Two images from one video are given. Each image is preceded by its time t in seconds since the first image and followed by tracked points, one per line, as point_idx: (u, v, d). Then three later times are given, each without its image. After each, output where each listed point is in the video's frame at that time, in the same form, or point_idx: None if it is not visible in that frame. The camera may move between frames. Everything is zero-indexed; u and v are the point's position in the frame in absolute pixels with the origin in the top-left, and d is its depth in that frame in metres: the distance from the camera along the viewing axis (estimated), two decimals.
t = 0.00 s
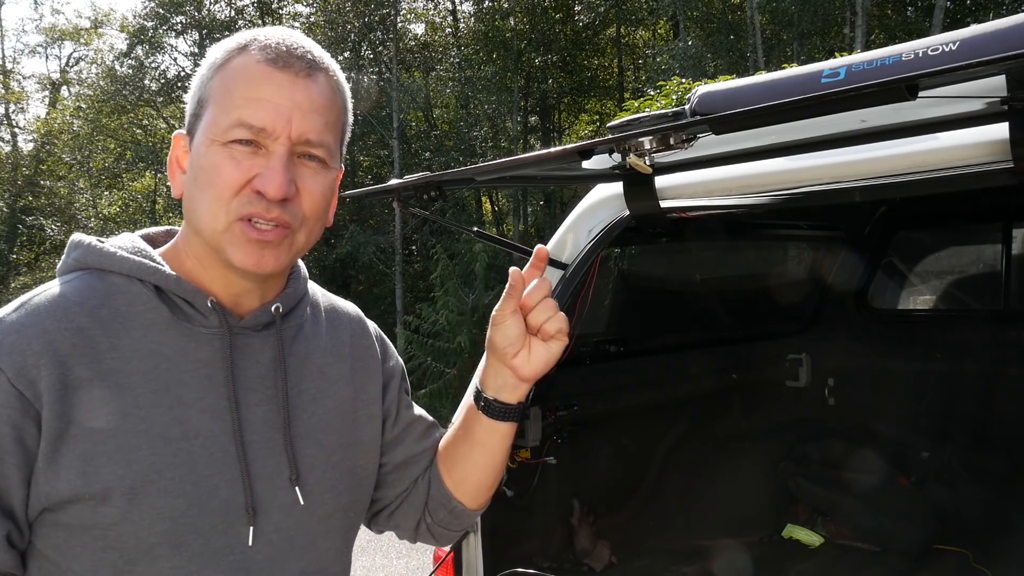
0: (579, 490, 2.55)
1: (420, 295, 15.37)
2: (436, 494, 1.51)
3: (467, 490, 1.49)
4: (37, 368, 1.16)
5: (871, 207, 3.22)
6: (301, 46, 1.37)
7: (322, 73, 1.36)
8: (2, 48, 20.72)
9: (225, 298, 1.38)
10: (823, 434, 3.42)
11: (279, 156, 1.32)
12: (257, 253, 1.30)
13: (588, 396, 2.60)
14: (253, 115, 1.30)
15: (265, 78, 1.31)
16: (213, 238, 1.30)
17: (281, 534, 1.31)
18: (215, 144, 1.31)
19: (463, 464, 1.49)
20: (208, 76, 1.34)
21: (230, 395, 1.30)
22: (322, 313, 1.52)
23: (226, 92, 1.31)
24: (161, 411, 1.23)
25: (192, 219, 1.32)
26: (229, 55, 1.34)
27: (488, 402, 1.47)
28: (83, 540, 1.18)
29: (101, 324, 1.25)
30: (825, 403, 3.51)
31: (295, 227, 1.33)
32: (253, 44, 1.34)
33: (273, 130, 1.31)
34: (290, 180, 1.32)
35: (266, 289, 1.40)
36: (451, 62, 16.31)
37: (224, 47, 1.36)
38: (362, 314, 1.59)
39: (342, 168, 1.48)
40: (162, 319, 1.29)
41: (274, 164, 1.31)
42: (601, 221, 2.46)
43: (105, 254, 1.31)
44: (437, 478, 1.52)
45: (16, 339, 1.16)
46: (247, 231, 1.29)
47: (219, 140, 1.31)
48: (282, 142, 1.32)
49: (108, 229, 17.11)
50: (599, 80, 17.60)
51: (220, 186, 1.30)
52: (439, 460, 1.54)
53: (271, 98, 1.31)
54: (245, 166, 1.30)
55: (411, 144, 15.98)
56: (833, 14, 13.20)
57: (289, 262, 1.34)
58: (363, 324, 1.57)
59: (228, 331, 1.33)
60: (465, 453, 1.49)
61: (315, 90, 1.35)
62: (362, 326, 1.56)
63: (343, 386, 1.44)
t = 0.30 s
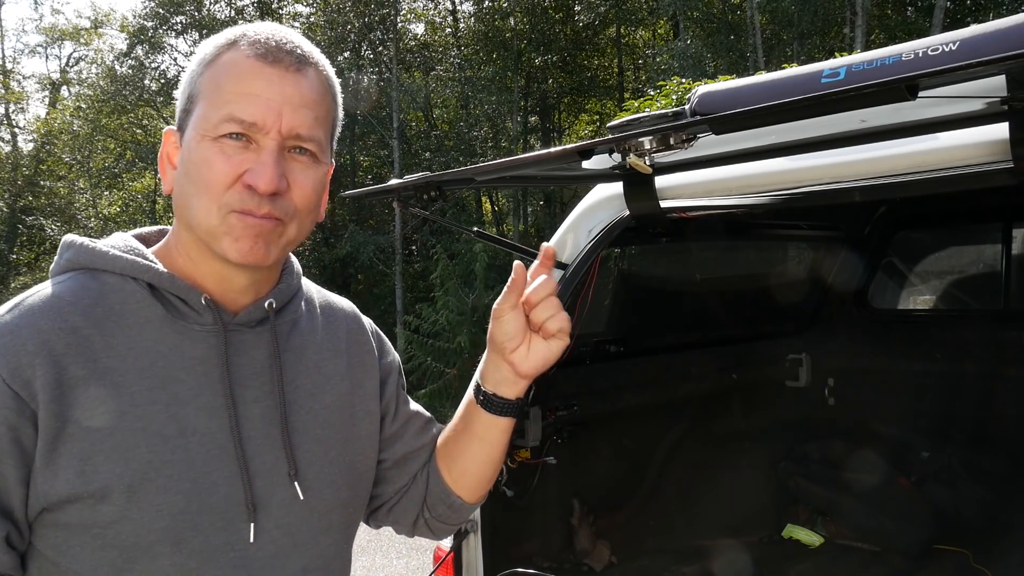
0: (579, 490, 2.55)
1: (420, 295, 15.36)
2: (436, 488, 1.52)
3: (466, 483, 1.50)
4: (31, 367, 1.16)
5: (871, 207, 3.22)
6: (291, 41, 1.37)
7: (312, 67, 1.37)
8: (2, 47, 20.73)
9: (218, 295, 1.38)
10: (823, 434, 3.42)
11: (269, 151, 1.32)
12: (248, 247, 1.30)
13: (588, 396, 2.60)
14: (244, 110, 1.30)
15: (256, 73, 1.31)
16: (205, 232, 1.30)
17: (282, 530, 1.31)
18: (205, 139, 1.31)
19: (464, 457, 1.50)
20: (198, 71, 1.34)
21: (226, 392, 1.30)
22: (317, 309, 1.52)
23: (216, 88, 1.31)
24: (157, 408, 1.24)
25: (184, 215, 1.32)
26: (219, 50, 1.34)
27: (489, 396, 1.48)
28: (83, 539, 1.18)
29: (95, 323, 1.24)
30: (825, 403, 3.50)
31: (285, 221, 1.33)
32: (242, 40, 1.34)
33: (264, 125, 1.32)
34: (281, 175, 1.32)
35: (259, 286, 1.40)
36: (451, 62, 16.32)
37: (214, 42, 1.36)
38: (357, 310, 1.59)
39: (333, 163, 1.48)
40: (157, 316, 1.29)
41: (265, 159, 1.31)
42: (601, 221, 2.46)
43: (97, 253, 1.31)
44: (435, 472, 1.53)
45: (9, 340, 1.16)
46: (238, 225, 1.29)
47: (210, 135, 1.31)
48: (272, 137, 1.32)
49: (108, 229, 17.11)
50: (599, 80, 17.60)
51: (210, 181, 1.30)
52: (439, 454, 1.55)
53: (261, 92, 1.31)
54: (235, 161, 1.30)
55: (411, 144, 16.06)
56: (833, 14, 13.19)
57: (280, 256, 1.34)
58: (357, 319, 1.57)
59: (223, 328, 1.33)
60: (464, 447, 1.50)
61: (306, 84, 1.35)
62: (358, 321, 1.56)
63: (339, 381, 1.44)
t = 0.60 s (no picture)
0: (580, 490, 2.55)
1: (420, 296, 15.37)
2: (444, 476, 1.52)
3: (474, 464, 1.51)
4: (39, 356, 1.15)
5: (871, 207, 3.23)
6: (294, 38, 1.37)
7: (314, 65, 1.37)
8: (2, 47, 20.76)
9: (219, 290, 1.38)
10: (823, 434, 3.43)
11: (270, 146, 1.32)
12: (246, 241, 1.30)
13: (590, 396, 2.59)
14: (245, 105, 1.30)
15: (258, 69, 1.32)
16: (203, 227, 1.30)
17: (283, 525, 1.31)
18: (206, 134, 1.31)
19: (466, 438, 1.50)
20: (200, 67, 1.35)
21: (228, 386, 1.30)
22: (316, 305, 1.52)
23: (218, 83, 1.32)
24: (161, 402, 1.23)
25: (183, 209, 1.32)
26: (222, 47, 1.34)
27: (482, 377, 1.47)
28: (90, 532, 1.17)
29: (98, 315, 1.24)
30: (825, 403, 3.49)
31: (284, 218, 1.33)
32: (245, 37, 1.35)
33: (264, 120, 1.31)
34: (281, 171, 1.32)
35: (258, 282, 1.40)
36: (451, 62, 16.33)
37: (217, 39, 1.37)
38: (355, 306, 1.60)
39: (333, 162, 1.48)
40: (159, 311, 1.29)
41: (264, 154, 1.31)
42: (602, 220, 2.46)
43: (99, 250, 1.31)
44: (443, 458, 1.53)
45: (16, 329, 1.14)
46: (237, 219, 1.29)
47: (210, 129, 1.31)
48: (273, 133, 1.32)
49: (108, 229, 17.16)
50: (599, 80, 17.60)
51: (211, 176, 1.30)
52: (443, 441, 1.54)
53: (262, 88, 1.31)
54: (235, 156, 1.30)
55: (411, 145, 16.11)
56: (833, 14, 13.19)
57: (278, 252, 1.34)
58: (356, 316, 1.58)
59: (224, 323, 1.33)
60: (467, 429, 1.50)
61: (307, 82, 1.35)
62: (357, 318, 1.56)
63: (340, 377, 1.44)
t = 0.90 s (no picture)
0: (580, 490, 2.55)
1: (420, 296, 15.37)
2: (465, 469, 1.54)
3: (496, 455, 1.52)
4: (46, 361, 1.15)
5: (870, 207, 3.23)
6: (324, 46, 1.38)
7: (343, 73, 1.38)
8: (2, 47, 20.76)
9: (236, 294, 1.38)
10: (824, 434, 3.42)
11: (297, 151, 1.32)
12: (271, 245, 1.29)
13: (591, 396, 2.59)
14: (274, 109, 1.31)
15: (288, 74, 1.32)
16: (227, 229, 1.29)
17: (289, 532, 1.30)
18: (233, 137, 1.31)
19: (488, 430, 1.52)
20: (229, 71, 1.35)
21: (239, 391, 1.30)
22: (329, 309, 1.52)
23: (247, 86, 1.32)
24: (171, 406, 1.23)
25: (207, 210, 1.32)
26: (252, 51, 1.35)
27: (503, 367, 1.49)
28: (91, 535, 1.18)
29: (112, 318, 1.24)
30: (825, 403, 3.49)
31: (309, 223, 1.32)
32: (276, 42, 1.35)
33: (293, 125, 1.32)
34: (307, 176, 1.32)
35: (276, 286, 1.40)
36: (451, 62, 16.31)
37: (246, 44, 1.37)
38: (367, 309, 1.60)
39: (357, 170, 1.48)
40: (173, 314, 1.29)
41: (291, 159, 1.31)
42: (601, 220, 2.46)
43: (115, 250, 1.32)
44: (464, 451, 1.54)
45: (24, 333, 1.15)
46: (263, 222, 1.29)
47: (238, 132, 1.31)
48: (300, 138, 1.32)
49: (108, 229, 17.17)
50: (599, 80, 17.60)
51: (237, 179, 1.29)
52: (462, 436, 1.55)
53: (292, 93, 1.32)
54: (262, 159, 1.30)
55: (411, 145, 15.93)
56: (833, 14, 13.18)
57: (301, 258, 1.33)
58: (368, 318, 1.57)
59: (238, 327, 1.33)
60: (488, 422, 1.52)
61: (336, 89, 1.36)
62: (368, 320, 1.56)
63: (350, 381, 1.44)
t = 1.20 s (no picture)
0: (579, 491, 2.55)
1: (420, 296, 15.39)
2: (457, 491, 1.52)
3: (490, 486, 1.51)
4: (45, 363, 1.16)
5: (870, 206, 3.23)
6: (323, 44, 1.37)
7: (342, 72, 1.36)
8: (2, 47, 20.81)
9: (241, 297, 1.38)
10: (825, 434, 3.43)
11: (296, 155, 1.32)
12: (271, 251, 1.30)
13: (590, 397, 2.59)
14: (272, 113, 1.31)
15: (285, 76, 1.32)
16: (229, 236, 1.30)
17: (289, 536, 1.30)
18: (232, 142, 1.31)
19: (487, 461, 1.50)
20: (229, 73, 1.35)
21: (241, 394, 1.30)
22: (337, 313, 1.52)
23: (245, 90, 1.32)
24: (171, 408, 1.23)
25: (209, 217, 1.33)
26: (249, 52, 1.35)
27: (508, 398, 1.48)
28: (89, 535, 1.19)
29: (114, 319, 1.25)
30: (825, 403, 3.47)
31: (310, 228, 1.32)
32: (273, 43, 1.35)
33: (291, 127, 1.31)
34: (306, 180, 1.31)
35: (282, 290, 1.40)
36: (451, 62, 16.29)
37: (245, 44, 1.37)
38: (376, 315, 1.59)
39: (361, 170, 1.47)
40: (176, 315, 1.29)
41: (290, 163, 1.31)
42: (601, 220, 2.46)
43: (120, 249, 1.32)
44: (458, 473, 1.53)
45: (24, 332, 1.16)
46: (263, 229, 1.29)
47: (237, 137, 1.31)
48: (300, 140, 1.32)
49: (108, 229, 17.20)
50: (599, 80, 17.61)
51: (237, 185, 1.30)
52: (460, 461, 1.54)
53: (289, 96, 1.31)
54: (261, 165, 1.31)
55: (410, 145, 16.08)
56: (833, 14, 13.18)
57: (304, 262, 1.33)
58: (376, 324, 1.57)
59: (242, 330, 1.33)
60: (487, 451, 1.50)
61: (335, 89, 1.35)
62: (376, 325, 1.56)
63: (355, 385, 1.44)
